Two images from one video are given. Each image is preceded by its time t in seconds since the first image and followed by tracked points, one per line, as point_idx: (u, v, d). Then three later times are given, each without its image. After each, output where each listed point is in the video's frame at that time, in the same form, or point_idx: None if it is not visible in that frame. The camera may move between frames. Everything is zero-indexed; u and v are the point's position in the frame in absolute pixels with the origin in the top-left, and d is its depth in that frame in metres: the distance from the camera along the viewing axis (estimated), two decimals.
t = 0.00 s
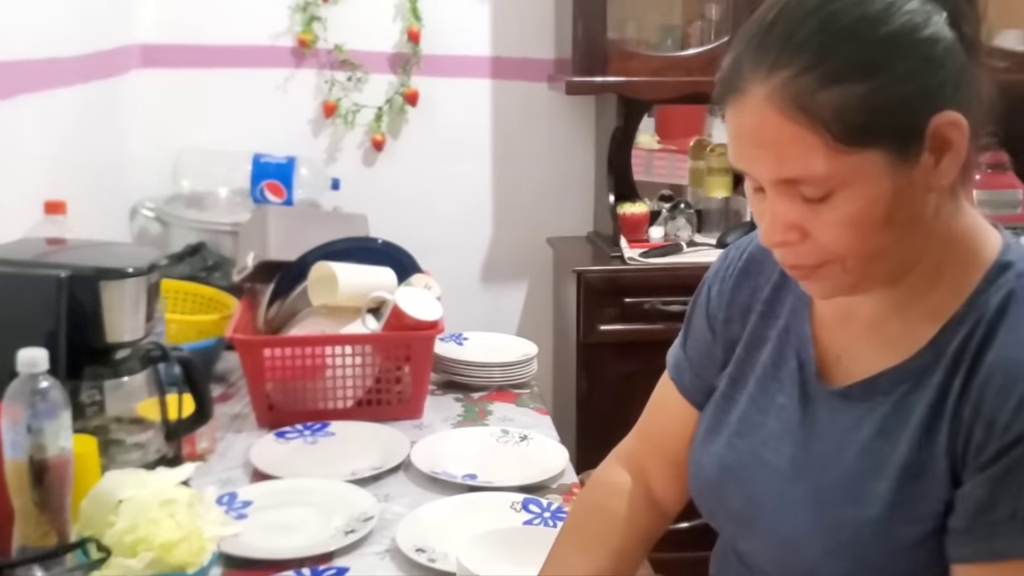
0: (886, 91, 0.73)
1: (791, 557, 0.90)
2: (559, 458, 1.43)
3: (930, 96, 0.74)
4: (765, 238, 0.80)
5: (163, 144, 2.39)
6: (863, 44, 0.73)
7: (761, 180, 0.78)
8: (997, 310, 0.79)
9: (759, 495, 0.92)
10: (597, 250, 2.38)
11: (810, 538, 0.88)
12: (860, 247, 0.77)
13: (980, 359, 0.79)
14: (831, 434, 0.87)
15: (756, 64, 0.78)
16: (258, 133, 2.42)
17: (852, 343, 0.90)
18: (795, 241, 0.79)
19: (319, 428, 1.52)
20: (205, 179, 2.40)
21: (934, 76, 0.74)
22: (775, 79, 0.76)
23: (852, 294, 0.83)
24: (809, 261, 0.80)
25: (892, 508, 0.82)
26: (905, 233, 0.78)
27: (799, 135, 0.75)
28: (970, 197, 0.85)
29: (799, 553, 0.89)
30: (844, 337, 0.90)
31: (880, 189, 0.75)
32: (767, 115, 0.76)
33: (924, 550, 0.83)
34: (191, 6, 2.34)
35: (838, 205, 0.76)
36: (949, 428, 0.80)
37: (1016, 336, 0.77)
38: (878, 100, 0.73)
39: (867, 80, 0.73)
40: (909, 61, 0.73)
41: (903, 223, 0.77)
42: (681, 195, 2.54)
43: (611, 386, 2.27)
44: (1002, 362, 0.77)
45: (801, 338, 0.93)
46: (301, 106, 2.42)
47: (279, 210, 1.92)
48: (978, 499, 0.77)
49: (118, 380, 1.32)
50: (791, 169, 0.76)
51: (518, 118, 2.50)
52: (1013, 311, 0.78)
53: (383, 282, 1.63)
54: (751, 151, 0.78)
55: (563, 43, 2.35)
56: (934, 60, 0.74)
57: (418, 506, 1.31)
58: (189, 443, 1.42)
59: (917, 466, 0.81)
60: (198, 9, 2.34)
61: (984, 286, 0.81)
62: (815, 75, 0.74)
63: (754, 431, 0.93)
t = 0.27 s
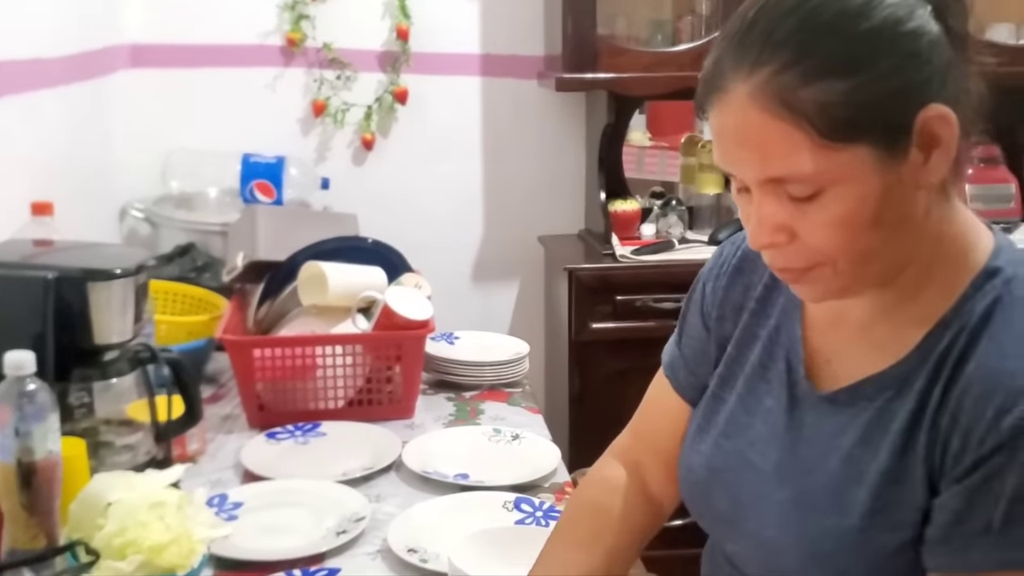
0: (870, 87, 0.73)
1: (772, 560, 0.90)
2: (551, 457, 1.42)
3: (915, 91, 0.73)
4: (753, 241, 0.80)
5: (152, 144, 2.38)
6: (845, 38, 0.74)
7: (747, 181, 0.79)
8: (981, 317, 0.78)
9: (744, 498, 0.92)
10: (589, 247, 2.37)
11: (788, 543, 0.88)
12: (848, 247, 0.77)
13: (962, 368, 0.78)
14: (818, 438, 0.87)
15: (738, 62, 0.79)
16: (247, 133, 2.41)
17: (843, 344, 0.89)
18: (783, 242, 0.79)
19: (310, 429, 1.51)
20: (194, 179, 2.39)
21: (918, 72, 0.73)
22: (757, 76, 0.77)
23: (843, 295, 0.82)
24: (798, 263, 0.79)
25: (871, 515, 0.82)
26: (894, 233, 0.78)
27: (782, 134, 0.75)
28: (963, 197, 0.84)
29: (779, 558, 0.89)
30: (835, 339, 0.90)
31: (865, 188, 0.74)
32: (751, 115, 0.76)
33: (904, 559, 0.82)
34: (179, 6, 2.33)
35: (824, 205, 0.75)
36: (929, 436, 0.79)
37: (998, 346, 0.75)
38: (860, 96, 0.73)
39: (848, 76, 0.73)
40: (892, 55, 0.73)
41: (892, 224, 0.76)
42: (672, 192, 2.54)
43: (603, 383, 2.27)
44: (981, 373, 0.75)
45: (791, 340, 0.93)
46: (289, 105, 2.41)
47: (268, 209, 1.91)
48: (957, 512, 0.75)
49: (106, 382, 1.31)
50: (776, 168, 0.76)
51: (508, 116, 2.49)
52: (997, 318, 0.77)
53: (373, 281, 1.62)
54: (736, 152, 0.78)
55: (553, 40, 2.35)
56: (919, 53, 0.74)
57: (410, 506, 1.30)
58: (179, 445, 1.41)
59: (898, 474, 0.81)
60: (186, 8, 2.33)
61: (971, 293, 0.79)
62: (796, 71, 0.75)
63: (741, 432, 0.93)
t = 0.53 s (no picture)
0: (858, 55, 0.72)
1: (775, 543, 0.88)
2: (548, 452, 1.42)
3: (903, 60, 0.73)
4: (748, 219, 0.79)
5: (144, 141, 2.36)
6: (829, 8, 0.74)
7: (740, 157, 0.78)
8: (989, 290, 0.77)
9: (744, 482, 0.91)
10: (583, 241, 2.36)
11: (795, 525, 0.86)
12: (846, 221, 0.76)
13: (975, 341, 0.77)
14: (819, 418, 0.86)
15: (724, 38, 0.78)
16: (239, 129, 2.39)
17: (842, 326, 0.89)
18: (781, 218, 0.78)
19: (305, 425, 1.51)
20: (186, 175, 2.38)
21: (903, 38, 0.73)
22: (745, 49, 0.76)
23: (841, 274, 0.81)
24: (795, 240, 0.79)
25: (881, 493, 0.81)
26: (891, 206, 0.77)
27: (774, 105, 0.75)
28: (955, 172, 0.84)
29: (785, 542, 0.87)
30: (833, 321, 0.90)
31: (861, 158, 0.74)
32: (741, 88, 0.76)
33: (917, 539, 0.80)
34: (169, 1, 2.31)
35: (820, 176, 0.75)
36: (948, 412, 0.77)
37: (1011, 319, 0.75)
38: (849, 64, 0.72)
39: (837, 44, 0.73)
40: (877, 22, 0.73)
41: (889, 196, 0.76)
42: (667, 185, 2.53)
43: (599, 377, 2.26)
44: (996, 346, 0.74)
45: (789, 323, 0.92)
46: (281, 100, 2.39)
47: (261, 205, 1.90)
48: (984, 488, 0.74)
49: (98, 380, 1.30)
50: (770, 140, 0.75)
51: (501, 110, 2.48)
52: (1006, 291, 0.76)
53: (367, 277, 1.61)
54: (727, 127, 0.78)
55: (546, 33, 2.33)
56: (903, 22, 0.74)
57: (406, 502, 1.29)
58: (173, 443, 1.40)
59: (909, 451, 0.80)
60: (176, 4, 2.32)
61: (974, 267, 0.79)
62: (785, 42, 0.74)
63: (743, 415, 0.92)
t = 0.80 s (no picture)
0: (842, 41, 0.74)
1: (793, 536, 0.88)
2: (552, 452, 1.41)
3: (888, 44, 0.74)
4: (749, 213, 0.80)
5: (144, 142, 2.36)
6: None
7: (736, 152, 0.79)
8: (1000, 274, 0.77)
9: (758, 476, 0.90)
10: (585, 239, 2.36)
11: (812, 515, 0.86)
12: (846, 208, 0.76)
13: (988, 325, 0.76)
14: (827, 410, 0.86)
15: (711, 37, 0.80)
16: (239, 130, 2.39)
17: (847, 321, 0.88)
18: (781, 209, 0.78)
19: (309, 426, 1.50)
20: (186, 176, 2.37)
21: (883, 24, 0.75)
22: (732, 44, 0.78)
23: (846, 268, 0.81)
24: (798, 232, 0.79)
25: (899, 478, 0.80)
26: (890, 193, 0.77)
27: (764, 95, 0.76)
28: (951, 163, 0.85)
29: (802, 533, 0.87)
30: (838, 315, 0.89)
31: (855, 142, 0.74)
32: (731, 81, 0.77)
33: (936, 525, 0.80)
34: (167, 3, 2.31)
35: (817, 164, 0.75)
36: (965, 396, 0.77)
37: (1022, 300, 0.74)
38: (834, 50, 0.74)
39: (820, 31, 0.74)
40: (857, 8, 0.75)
41: (886, 181, 0.76)
42: (668, 181, 2.53)
43: (602, 375, 2.26)
44: (1011, 327, 0.74)
45: (796, 318, 0.92)
46: (281, 100, 2.39)
47: (262, 205, 1.90)
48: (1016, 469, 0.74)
49: (101, 384, 1.30)
50: (763, 130, 0.76)
51: (501, 108, 2.48)
52: (1017, 274, 0.76)
53: (370, 277, 1.61)
54: (720, 123, 0.79)
55: (545, 31, 2.33)
56: (883, 8, 0.75)
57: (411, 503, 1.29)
58: (176, 446, 1.40)
59: (925, 437, 0.79)
60: (175, 6, 2.31)
61: (983, 252, 0.78)
62: (769, 33, 0.76)
63: (754, 410, 0.92)
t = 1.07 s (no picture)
0: (816, 26, 0.73)
1: (787, 525, 0.86)
2: (548, 445, 1.40)
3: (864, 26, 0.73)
4: (737, 204, 0.80)
5: (134, 136, 2.34)
6: None
7: (720, 143, 0.79)
8: (991, 259, 0.75)
9: (754, 464, 0.89)
10: (579, 231, 2.35)
11: (806, 502, 0.85)
12: (833, 196, 0.76)
13: (979, 308, 0.75)
14: (822, 397, 0.85)
15: (688, 29, 0.80)
16: (230, 123, 2.37)
17: (843, 308, 0.88)
18: (769, 199, 0.78)
19: (303, 421, 1.49)
20: (178, 170, 2.36)
21: (860, 8, 0.73)
22: (708, 34, 0.77)
23: (839, 256, 0.81)
24: (787, 222, 0.78)
25: (888, 464, 0.79)
26: (877, 179, 0.76)
27: (742, 85, 0.75)
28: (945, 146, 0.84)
29: (795, 521, 0.86)
30: (836, 303, 0.89)
31: (836, 129, 0.74)
32: (709, 73, 0.77)
33: (927, 512, 0.78)
34: None
35: (799, 152, 0.75)
36: (952, 379, 0.76)
37: (1015, 281, 0.72)
38: (809, 36, 0.73)
39: (794, 18, 0.73)
40: None
41: (872, 167, 0.75)
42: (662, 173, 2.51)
43: (597, 367, 2.25)
44: (1002, 307, 0.72)
45: (796, 308, 0.91)
46: (271, 93, 2.37)
47: (254, 199, 1.88)
48: (1009, 451, 0.71)
49: (93, 379, 1.29)
50: (744, 120, 0.76)
51: (493, 100, 2.46)
52: (1010, 256, 0.74)
53: (363, 271, 1.59)
54: (702, 114, 0.78)
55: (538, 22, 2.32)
56: None
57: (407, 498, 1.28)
58: (169, 441, 1.38)
59: (914, 422, 0.78)
60: None
61: (975, 235, 0.77)
62: (744, 22, 0.75)
63: (752, 400, 0.91)
